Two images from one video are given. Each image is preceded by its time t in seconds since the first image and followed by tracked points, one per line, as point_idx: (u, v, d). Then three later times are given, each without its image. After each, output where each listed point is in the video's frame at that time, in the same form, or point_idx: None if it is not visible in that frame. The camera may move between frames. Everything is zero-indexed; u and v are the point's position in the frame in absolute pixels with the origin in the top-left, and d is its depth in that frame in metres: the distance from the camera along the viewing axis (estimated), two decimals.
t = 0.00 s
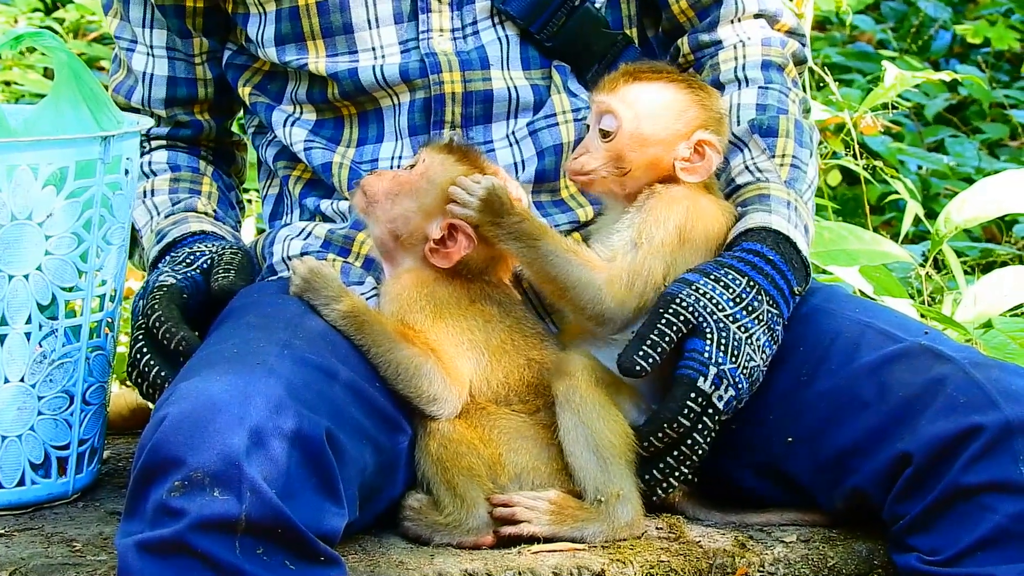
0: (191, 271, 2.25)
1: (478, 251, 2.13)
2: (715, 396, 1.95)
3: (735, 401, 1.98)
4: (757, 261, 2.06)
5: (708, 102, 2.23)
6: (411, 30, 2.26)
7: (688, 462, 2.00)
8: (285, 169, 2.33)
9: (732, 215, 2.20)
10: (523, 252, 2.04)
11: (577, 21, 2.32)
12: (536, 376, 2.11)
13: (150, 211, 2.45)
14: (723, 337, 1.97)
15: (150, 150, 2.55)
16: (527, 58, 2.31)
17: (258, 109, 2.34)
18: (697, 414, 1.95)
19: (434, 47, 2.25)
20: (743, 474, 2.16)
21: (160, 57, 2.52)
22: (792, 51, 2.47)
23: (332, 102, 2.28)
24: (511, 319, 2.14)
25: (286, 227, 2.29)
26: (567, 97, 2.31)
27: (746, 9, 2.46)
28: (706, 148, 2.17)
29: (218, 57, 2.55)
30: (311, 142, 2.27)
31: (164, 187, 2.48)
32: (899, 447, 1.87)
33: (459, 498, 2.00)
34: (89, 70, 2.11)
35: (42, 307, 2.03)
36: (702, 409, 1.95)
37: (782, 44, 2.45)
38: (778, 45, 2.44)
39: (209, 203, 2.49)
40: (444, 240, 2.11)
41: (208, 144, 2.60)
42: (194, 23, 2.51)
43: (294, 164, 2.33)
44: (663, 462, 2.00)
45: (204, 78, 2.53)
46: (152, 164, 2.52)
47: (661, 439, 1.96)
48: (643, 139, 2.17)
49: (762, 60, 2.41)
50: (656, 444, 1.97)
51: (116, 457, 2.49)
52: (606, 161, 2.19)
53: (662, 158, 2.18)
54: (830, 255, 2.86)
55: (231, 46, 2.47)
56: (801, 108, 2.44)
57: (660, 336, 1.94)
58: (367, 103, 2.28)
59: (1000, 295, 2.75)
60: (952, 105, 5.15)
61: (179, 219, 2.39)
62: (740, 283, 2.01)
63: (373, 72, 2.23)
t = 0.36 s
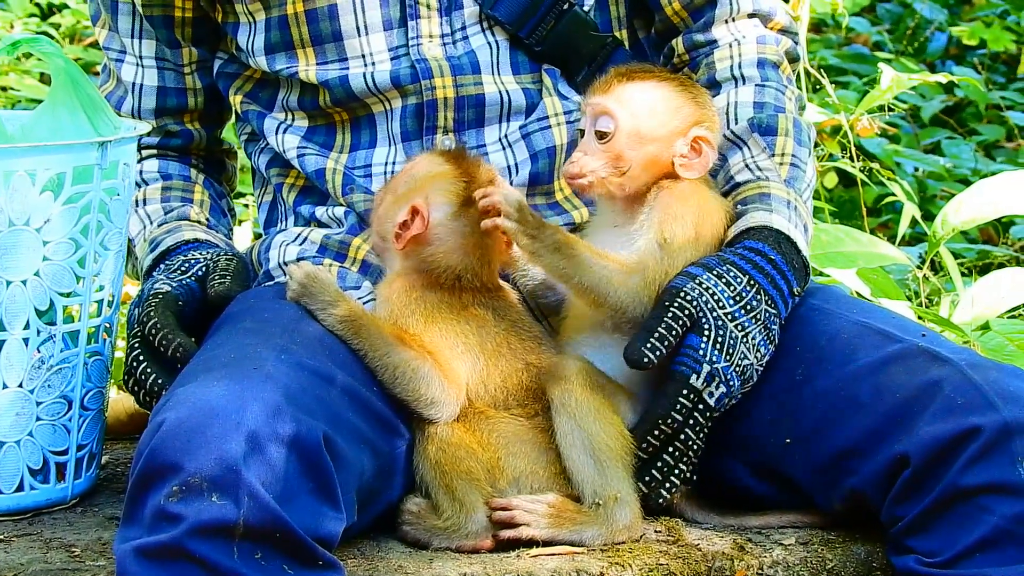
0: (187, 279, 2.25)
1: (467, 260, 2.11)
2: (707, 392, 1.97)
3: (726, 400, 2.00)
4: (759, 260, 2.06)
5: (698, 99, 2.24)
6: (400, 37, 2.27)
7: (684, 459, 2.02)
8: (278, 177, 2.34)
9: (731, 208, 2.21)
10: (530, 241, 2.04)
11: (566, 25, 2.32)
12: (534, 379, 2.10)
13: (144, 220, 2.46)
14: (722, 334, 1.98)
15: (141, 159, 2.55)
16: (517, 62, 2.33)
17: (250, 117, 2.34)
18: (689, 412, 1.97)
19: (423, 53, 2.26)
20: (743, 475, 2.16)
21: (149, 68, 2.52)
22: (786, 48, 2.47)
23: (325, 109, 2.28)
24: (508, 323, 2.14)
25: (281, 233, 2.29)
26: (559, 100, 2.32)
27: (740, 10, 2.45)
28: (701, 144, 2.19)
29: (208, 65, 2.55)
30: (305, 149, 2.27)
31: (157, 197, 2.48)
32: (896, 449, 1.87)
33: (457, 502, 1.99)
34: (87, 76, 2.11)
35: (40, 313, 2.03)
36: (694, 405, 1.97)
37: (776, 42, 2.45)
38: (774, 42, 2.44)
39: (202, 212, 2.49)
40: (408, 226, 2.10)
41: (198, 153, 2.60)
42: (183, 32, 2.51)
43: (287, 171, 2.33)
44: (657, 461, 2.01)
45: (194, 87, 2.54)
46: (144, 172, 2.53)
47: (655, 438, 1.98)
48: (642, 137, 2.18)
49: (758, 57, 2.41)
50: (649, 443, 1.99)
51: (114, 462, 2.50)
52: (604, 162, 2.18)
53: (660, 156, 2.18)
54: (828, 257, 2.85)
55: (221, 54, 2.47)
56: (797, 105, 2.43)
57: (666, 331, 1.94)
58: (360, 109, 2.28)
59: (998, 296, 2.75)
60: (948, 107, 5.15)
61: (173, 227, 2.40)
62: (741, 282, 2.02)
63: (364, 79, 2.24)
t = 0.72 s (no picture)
0: (189, 281, 2.26)
1: (465, 266, 2.09)
2: (725, 358, 1.97)
3: (742, 370, 2.00)
4: (775, 240, 2.09)
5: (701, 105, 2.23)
6: (400, 43, 2.27)
7: (698, 430, 2.00)
8: (278, 181, 2.34)
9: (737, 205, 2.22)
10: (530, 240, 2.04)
11: (568, 32, 2.32)
12: (535, 382, 2.10)
13: (144, 221, 2.46)
14: (739, 299, 2.00)
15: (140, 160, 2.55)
16: (517, 70, 2.33)
17: (249, 121, 2.34)
18: (707, 375, 1.97)
19: (423, 60, 2.26)
20: (746, 477, 2.16)
21: (150, 69, 2.52)
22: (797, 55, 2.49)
23: (324, 113, 2.28)
24: (509, 325, 2.14)
25: (282, 236, 2.29)
26: (562, 106, 2.32)
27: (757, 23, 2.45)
28: (703, 150, 2.17)
29: (207, 67, 2.55)
30: (305, 153, 2.27)
31: (158, 197, 2.48)
32: (898, 450, 1.88)
33: (459, 505, 1.99)
34: (88, 79, 2.10)
35: (42, 316, 2.04)
36: (712, 368, 1.97)
37: (788, 48, 2.46)
38: (786, 48, 2.45)
39: (203, 212, 2.49)
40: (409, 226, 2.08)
41: (199, 153, 2.60)
42: (182, 35, 2.50)
43: (287, 176, 2.34)
44: (669, 430, 1.99)
45: (194, 89, 2.54)
46: (144, 174, 2.52)
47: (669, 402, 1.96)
48: (643, 142, 2.17)
49: (773, 60, 2.41)
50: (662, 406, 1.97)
51: (116, 465, 2.50)
52: (606, 167, 2.18)
53: (661, 162, 2.17)
54: (829, 259, 2.86)
55: (220, 56, 2.47)
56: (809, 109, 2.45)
57: (683, 285, 1.96)
58: (359, 113, 2.28)
59: (999, 298, 2.76)
60: (948, 108, 5.15)
61: (173, 228, 2.40)
62: (759, 255, 2.04)
63: (363, 84, 2.24)
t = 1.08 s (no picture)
0: (189, 281, 2.26)
1: (469, 264, 2.07)
2: (761, 287, 1.99)
3: (777, 301, 2.02)
4: (804, 179, 2.14)
5: (700, 112, 2.22)
6: (405, 43, 2.27)
7: (727, 352, 2.02)
8: (277, 180, 2.34)
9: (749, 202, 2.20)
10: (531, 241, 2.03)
11: (573, 34, 2.31)
12: (534, 381, 2.10)
13: (142, 217, 2.46)
14: (776, 231, 2.03)
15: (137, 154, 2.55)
16: (520, 71, 2.32)
17: (249, 118, 2.35)
18: (740, 301, 1.98)
19: (427, 61, 2.26)
20: (745, 478, 2.16)
21: (148, 64, 2.51)
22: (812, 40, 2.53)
23: (325, 112, 2.28)
24: (508, 323, 2.14)
25: (281, 235, 2.29)
26: (565, 108, 2.32)
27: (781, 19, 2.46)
28: (698, 155, 2.15)
29: (206, 64, 2.54)
30: (303, 152, 2.28)
31: (154, 193, 2.50)
32: (897, 450, 1.88)
33: (458, 504, 1.99)
34: (86, 79, 2.10)
35: (40, 316, 2.04)
36: (745, 298, 1.99)
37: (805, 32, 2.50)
38: (803, 30, 2.49)
39: (200, 210, 2.49)
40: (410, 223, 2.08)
41: (195, 149, 2.61)
42: (182, 31, 2.48)
43: (286, 174, 2.34)
44: (696, 346, 2.01)
45: (192, 85, 2.54)
46: (140, 168, 2.53)
47: (697, 321, 1.98)
48: (636, 146, 2.15)
49: (790, 40, 2.46)
50: (689, 325, 1.99)
51: (114, 465, 2.50)
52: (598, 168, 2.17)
53: (655, 166, 2.16)
54: (828, 257, 2.86)
55: (220, 52, 2.46)
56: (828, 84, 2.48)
57: (716, 227, 1.97)
58: (361, 113, 2.28)
59: (997, 297, 2.75)
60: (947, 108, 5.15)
61: (172, 226, 2.40)
62: (788, 192, 2.10)
63: (367, 83, 2.24)
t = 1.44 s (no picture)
0: (186, 278, 2.26)
1: (471, 247, 2.11)
2: (760, 300, 1.97)
3: (780, 313, 2.00)
4: (799, 178, 2.12)
5: (698, 113, 2.19)
6: (403, 41, 2.27)
7: (732, 368, 2.01)
8: (274, 178, 2.34)
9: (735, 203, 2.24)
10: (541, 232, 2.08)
11: (570, 36, 2.31)
12: (530, 377, 2.11)
13: (139, 214, 2.46)
14: (770, 241, 2.00)
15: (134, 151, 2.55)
16: (518, 71, 2.32)
17: (246, 116, 2.35)
18: (740, 317, 1.97)
19: (425, 60, 2.26)
20: (739, 477, 2.15)
21: (146, 61, 2.51)
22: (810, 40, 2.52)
23: (322, 110, 2.29)
24: (506, 317, 2.15)
25: (278, 233, 2.29)
26: (563, 109, 2.31)
27: (778, 20, 2.45)
28: (687, 157, 2.15)
29: (205, 61, 2.54)
30: (301, 149, 2.27)
31: (151, 189, 2.50)
32: (892, 449, 1.87)
33: (453, 502, 1.99)
34: (82, 77, 2.10)
35: (36, 314, 2.04)
36: (745, 312, 1.97)
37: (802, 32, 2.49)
38: (800, 30, 2.48)
39: (197, 207, 2.50)
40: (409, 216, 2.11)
41: (192, 146, 2.61)
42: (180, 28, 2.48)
43: (283, 172, 2.33)
44: (701, 365, 2.02)
45: (190, 82, 2.53)
46: (138, 164, 2.53)
47: (700, 341, 1.99)
48: (624, 142, 2.15)
49: (785, 40, 2.44)
50: (694, 346, 2.00)
51: (110, 463, 2.50)
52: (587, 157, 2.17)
53: (641, 163, 2.16)
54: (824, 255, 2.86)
55: (218, 50, 2.46)
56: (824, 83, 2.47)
57: (710, 245, 1.96)
58: (359, 110, 2.28)
59: (993, 295, 2.75)
60: (944, 106, 5.15)
61: (169, 224, 2.40)
62: (783, 196, 2.07)
63: (364, 82, 2.24)
